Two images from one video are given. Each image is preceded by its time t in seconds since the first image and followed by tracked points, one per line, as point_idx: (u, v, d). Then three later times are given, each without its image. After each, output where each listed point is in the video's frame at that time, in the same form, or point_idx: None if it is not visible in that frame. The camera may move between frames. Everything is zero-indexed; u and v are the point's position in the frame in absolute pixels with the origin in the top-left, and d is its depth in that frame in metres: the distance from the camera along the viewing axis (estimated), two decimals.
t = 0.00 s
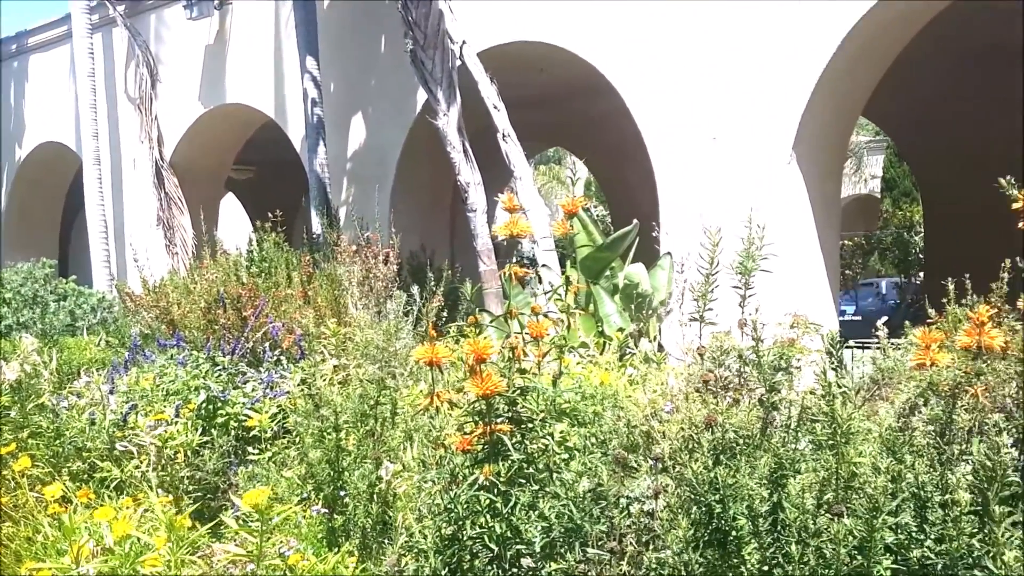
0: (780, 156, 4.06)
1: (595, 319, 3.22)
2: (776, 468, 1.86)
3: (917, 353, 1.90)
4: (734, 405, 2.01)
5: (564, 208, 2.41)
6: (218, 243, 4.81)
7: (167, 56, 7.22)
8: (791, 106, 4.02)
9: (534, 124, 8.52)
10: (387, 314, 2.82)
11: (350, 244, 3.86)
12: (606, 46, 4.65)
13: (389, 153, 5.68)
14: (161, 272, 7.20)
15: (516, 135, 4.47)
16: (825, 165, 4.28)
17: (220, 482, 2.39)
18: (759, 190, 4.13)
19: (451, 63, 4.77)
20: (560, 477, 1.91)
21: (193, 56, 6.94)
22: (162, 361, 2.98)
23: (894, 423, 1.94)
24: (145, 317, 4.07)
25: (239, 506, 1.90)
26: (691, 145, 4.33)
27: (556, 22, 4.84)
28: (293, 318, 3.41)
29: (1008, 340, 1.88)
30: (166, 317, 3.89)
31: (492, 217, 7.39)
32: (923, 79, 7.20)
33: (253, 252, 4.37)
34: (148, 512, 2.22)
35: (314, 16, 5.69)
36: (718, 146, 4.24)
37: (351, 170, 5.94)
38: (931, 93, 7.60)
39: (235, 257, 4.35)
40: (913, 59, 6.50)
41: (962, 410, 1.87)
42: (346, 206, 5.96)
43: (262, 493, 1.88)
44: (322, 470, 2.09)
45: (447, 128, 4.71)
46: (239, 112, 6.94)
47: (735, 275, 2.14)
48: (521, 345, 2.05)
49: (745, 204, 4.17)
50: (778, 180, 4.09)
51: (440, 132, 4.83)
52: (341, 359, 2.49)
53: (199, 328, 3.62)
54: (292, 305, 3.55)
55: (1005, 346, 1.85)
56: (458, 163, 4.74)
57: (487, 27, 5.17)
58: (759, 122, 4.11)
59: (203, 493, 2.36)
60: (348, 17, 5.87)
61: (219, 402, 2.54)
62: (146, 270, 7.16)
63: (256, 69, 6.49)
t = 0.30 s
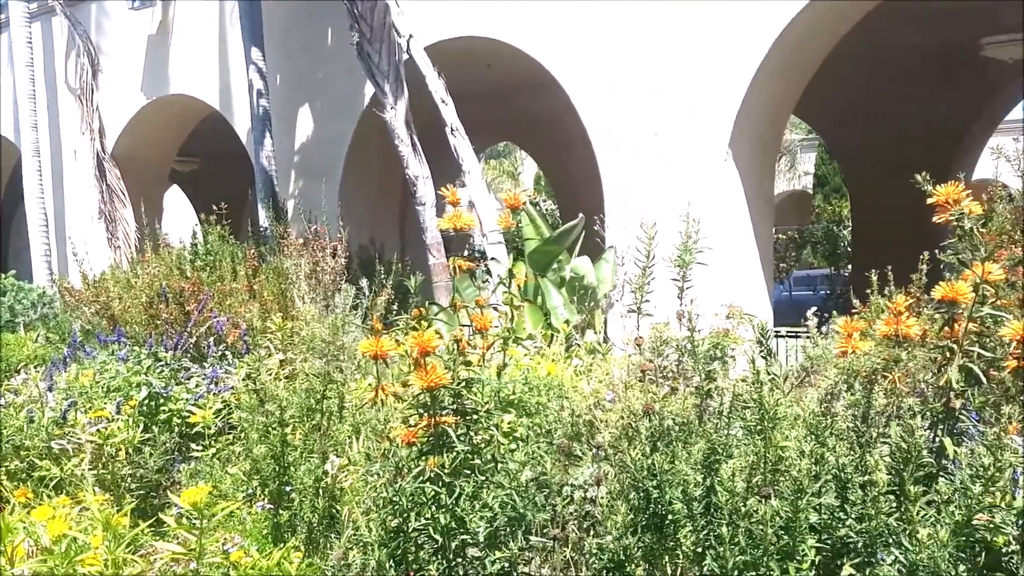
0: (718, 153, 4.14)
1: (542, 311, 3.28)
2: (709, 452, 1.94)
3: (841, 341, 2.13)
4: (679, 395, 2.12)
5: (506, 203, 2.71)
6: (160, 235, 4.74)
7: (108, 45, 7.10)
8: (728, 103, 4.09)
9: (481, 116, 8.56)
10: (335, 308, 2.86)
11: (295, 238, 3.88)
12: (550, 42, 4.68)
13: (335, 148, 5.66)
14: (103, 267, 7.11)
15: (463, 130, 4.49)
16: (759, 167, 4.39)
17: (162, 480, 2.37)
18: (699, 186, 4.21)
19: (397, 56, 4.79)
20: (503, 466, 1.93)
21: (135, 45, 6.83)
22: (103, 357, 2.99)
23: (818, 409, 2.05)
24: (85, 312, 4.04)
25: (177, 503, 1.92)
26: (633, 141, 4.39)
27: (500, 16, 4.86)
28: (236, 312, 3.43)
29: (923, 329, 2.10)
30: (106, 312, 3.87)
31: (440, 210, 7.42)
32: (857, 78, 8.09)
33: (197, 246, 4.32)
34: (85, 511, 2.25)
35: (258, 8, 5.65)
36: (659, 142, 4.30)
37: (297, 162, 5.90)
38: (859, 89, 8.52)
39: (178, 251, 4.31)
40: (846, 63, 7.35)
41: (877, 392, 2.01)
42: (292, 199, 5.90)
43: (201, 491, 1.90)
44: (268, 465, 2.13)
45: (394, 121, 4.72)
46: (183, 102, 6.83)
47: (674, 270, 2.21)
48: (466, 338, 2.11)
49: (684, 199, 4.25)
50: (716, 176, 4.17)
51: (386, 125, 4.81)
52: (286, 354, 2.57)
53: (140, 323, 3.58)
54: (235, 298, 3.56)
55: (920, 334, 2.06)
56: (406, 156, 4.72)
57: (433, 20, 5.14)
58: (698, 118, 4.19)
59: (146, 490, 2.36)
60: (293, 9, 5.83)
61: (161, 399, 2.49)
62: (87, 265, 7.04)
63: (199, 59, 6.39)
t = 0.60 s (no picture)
0: (662, 148, 4.16)
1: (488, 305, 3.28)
2: (651, 445, 1.94)
3: (779, 334, 2.15)
4: (613, 385, 2.14)
5: (446, 195, 2.70)
6: (94, 228, 4.63)
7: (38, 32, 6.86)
8: (672, 99, 4.13)
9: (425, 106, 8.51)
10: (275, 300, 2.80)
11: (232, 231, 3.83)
12: (494, 34, 4.65)
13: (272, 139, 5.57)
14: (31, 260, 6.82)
15: (405, 121, 4.48)
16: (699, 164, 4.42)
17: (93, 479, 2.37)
18: (641, 181, 4.23)
19: (337, 46, 4.72)
20: (443, 461, 1.92)
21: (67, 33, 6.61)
22: (30, 354, 2.94)
23: (756, 400, 2.08)
24: (12, 307, 3.98)
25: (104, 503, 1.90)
26: (577, 135, 4.39)
27: (445, 8, 4.82)
28: (170, 305, 3.39)
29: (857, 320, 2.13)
30: (36, 306, 3.80)
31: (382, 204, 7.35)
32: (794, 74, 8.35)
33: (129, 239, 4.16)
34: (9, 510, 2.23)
35: None
36: (604, 136, 4.30)
37: (234, 152, 5.79)
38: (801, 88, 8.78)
39: (108, 244, 4.21)
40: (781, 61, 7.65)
41: (815, 383, 2.05)
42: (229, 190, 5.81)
43: (130, 490, 1.88)
44: (202, 463, 2.08)
45: (335, 112, 4.69)
46: (115, 91, 6.68)
47: (616, 263, 2.19)
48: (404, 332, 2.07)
49: (627, 193, 4.26)
50: (661, 171, 4.19)
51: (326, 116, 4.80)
52: (220, 350, 2.46)
53: (69, 318, 3.49)
54: (168, 292, 3.51)
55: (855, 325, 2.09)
56: (346, 149, 4.73)
57: (376, 12, 5.09)
58: (643, 112, 4.21)
59: (78, 489, 2.34)
60: None
61: (93, 395, 2.47)
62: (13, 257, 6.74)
63: (137, 48, 6.23)
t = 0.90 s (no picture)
0: (610, 139, 4.17)
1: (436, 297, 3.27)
2: (595, 435, 1.94)
3: (723, 324, 2.20)
4: (554, 373, 2.13)
5: (387, 184, 2.47)
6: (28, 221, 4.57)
7: None
8: (620, 91, 4.14)
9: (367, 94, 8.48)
10: (215, 291, 2.78)
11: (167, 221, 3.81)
12: (442, 26, 4.63)
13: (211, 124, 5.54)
14: None
15: (348, 109, 4.45)
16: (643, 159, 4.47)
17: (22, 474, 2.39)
18: (589, 171, 4.23)
19: (275, 31, 4.64)
20: (385, 453, 1.90)
21: None
22: None
23: (699, 391, 2.14)
24: None
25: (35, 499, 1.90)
26: (525, 125, 4.37)
27: None
28: (104, 297, 3.38)
29: (797, 310, 2.14)
30: None
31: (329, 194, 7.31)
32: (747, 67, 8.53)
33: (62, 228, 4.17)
34: None
35: None
36: (551, 127, 4.30)
37: (170, 141, 5.78)
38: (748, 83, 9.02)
39: (41, 235, 4.15)
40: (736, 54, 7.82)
41: (757, 372, 2.10)
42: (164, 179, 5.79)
43: (62, 486, 1.90)
44: (136, 458, 2.04)
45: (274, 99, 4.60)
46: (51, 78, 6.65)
47: (562, 254, 2.17)
48: (345, 323, 2.04)
49: (573, 183, 4.27)
50: (609, 161, 4.19)
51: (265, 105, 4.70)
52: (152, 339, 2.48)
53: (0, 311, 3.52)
54: (101, 284, 3.50)
55: (796, 316, 2.11)
56: (286, 137, 4.66)
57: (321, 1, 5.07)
58: (590, 103, 4.21)
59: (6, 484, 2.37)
60: None
61: (24, 390, 2.57)
62: None
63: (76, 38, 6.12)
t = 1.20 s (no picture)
0: (561, 130, 4.20)
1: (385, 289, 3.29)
2: (543, 428, 1.91)
3: (671, 315, 2.20)
4: (500, 365, 2.13)
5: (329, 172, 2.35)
6: None
7: None
8: (570, 81, 4.16)
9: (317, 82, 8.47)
10: (153, 284, 2.82)
11: (106, 213, 3.78)
12: (393, 16, 4.60)
13: (154, 113, 5.54)
14: None
15: (292, 98, 4.51)
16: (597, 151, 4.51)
17: None
18: (538, 162, 4.25)
19: (217, 19, 4.59)
20: (327, 449, 1.87)
21: None
22: None
23: (647, 380, 2.12)
24: None
25: None
26: (476, 116, 4.37)
27: None
28: (39, 289, 3.36)
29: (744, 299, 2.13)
30: None
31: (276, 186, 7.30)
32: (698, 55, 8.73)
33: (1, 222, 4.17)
34: None
35: None
36: (502, 117, 4.30)
37: (110, 129, 5.79)
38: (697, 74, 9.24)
39: None
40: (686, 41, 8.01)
41: (705, 363, 2.10)
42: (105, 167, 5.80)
43: None
44: (73, 455, 2.07)
45: (216, 87, 4.56)
46: None
47: (511, 247, 2.12)
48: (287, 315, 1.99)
49: (522, 173, 4.28)
50: (559, 152, 4.22)
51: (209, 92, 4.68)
52: (92, 336, 2.52)
53: None
54: (37, 277, 3.48)
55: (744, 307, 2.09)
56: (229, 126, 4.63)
57: None
58: (541, 93, 4.23)
59: None
60: None
61: None
62: None
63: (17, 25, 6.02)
